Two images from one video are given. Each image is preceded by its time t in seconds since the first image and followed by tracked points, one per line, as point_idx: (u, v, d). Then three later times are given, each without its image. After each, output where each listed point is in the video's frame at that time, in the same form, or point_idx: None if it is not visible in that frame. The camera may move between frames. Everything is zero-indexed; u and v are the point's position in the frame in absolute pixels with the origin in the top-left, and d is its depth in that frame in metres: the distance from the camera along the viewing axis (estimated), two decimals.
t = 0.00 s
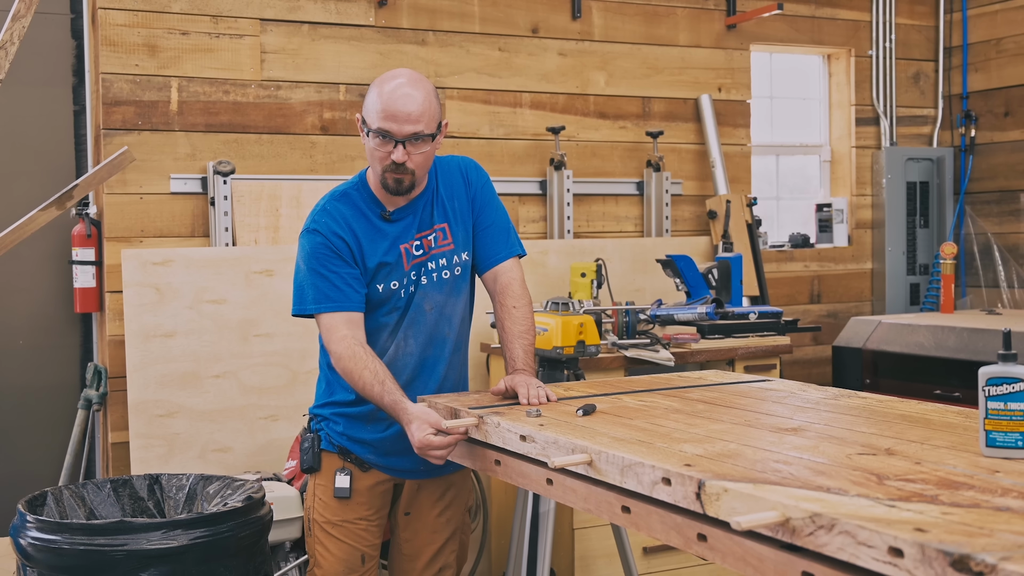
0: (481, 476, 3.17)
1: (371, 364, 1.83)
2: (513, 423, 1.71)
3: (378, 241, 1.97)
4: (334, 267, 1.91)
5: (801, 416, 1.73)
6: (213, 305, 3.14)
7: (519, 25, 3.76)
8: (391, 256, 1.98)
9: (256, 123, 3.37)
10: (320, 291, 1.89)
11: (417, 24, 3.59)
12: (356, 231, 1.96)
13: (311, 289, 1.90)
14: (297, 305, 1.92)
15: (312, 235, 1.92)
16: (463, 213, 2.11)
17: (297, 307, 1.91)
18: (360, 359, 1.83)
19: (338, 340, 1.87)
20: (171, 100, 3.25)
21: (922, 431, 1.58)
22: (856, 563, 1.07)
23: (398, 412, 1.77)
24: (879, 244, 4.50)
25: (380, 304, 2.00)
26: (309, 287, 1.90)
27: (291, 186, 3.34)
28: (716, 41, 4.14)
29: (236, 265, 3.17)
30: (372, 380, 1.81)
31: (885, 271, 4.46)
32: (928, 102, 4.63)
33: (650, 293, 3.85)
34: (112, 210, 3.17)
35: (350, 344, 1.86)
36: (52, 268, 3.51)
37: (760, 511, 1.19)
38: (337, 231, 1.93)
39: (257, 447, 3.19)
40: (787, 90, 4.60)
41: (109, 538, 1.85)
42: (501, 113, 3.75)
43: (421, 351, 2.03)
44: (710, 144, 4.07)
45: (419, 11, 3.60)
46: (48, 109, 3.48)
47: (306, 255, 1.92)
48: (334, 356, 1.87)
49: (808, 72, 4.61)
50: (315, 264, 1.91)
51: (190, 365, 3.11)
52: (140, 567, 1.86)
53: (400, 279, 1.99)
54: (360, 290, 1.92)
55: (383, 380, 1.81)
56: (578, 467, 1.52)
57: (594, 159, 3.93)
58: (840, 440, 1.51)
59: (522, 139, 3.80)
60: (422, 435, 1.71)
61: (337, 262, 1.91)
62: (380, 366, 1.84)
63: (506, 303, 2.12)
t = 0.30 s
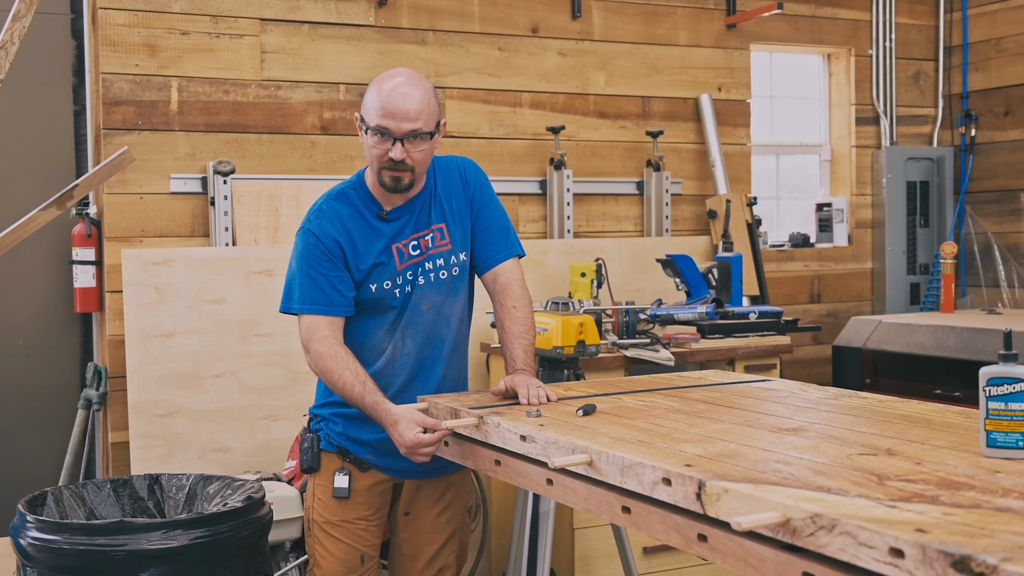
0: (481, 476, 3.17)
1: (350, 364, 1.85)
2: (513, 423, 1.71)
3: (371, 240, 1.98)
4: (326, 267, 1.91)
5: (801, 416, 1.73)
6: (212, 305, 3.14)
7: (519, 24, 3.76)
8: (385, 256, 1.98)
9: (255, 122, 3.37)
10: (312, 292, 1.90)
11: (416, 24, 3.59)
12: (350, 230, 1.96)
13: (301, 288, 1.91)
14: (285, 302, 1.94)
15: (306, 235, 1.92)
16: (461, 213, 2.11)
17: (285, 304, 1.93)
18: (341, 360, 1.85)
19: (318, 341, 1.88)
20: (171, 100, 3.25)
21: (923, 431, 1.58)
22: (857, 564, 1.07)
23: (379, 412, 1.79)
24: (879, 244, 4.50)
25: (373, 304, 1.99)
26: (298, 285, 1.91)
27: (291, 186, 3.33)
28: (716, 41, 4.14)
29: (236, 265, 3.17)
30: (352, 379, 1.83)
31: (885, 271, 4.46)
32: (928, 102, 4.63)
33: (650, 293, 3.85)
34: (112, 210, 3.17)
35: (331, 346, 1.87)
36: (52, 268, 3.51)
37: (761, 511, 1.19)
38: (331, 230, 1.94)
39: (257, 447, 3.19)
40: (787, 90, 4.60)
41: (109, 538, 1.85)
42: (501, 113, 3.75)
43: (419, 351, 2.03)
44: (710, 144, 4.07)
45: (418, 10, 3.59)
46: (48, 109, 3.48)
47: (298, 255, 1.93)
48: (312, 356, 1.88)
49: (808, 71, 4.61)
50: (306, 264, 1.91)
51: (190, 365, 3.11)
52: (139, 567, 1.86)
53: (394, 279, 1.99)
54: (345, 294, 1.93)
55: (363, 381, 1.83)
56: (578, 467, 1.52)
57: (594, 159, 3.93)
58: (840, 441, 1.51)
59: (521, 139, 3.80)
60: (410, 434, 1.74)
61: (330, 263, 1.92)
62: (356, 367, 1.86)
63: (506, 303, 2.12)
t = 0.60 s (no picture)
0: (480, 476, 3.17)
1: (341, 376, 1.86)
2: (512, 422, 1.71)
3: (366, 241, 1.98)
4: (320, 271, 1.92)
5: (801, 415, 1.73)
6: (212, 305, 3.14)
7: (518, 24, 3.76)
8: (380, 257, 1.98)
9: (255, 122, 3.37)
10: (307, 296, 1.90)
11: (416, 23, 3.59)
12: (345, 233, 1.96)
13: (296, 291, 1.91)
14: (281, 305, 1.94)
15: (300, 239, 1.93)
16: (457, 213, 2.10)
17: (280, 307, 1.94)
18: (333, 369, 1.86)
19: (313, 346, 1.89)
20: (171, 100, 3.25)
21: (922, 430, 1.59)
22: (856, 563, 1.07)
23: (367, 425, 1.81)
24: (878, 243, 4.50)
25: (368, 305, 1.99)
26: (292, 288, 1.92)
27: (291, 185, 3.33)
28: (716, 40, 4.14)
29: (235, 265, 3.17)
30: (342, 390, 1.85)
31: (885, 271, 4.46)
32: (928, 102, 4.63)
33: (649, 292, 3.85)
34: (111, 210, 3.17)
35: (325, 352, 1.88)
36: (52, 267, 3.51)
37: (760, 510, 1.19)
38: (326, 233, 1.94)
39: (257, 447, 3.19)
40: (786, 89, 4.60)
41: (108, 538, 1.85)
42: (500, 112, 3.75)
43: (415, 352, 2.03)
44: (710, 144, 4.07)
45: (418, 10, 3.59)
46: (47, 108, 3.48)
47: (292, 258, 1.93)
48: (306, 361, 1.89)
49: (808, 71, 4.61)
50: (300, 268, 1.91)
51: (189, 365, 3.11)
52: (139, 567, 1.86)
53: (388, 280, 1.99)
54: (339, 297, 1.93)
55: (354, 393, 1.85)
56: (578, 466, 1.52)
57: (593, 158, 3.93)
58: (840, 440, 1.51)
59: (521, 139, 3.80)
60: (407, 442, 1.80)
61: (324, 266, 1.92)
62: (347, 378, 1.87)
63: (505, 302, 2.12)
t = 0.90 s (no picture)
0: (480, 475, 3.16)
1: (338, 385, 1.88)
2: (511, 421, 1.71)
3: (360, 242, 1.97)
4: (315, 274, 1.92)
5: (801, 414, 1.73)
6: (212, 304, 3.14)
7: (518, 23, 3.76)
8: (376, 257, 1.98)
9: (254, 121, 3.37)
10: (302, 299, 1.91)
11: (416, 22, 3.59)
12: (340, 234, 1.96)
13: (291, 293, 1.91)
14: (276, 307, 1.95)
15: (295, 242, 1.93)
16: (454, 212, 2.10)
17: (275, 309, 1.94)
18: (330, 377, 1.88)
19: (312, 353, 1.91)
20: (171, 99, 3.24)
21: (922, 429, 1.59)
22: (855, 562, 1.07)
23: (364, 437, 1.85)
24: (878, 242, 4.50)
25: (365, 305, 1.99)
26: (286, 291, 1.92)
27: (290, 184, 3.33)
28: (716, 39, 4.14)
29: (234, 264, 3.16)
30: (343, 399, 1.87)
31: (885, 270, 4.46)
32: (927, 101, 4.63)
33: (649, 292, 3.84)
34: (111, 209, 3.17)
35: (324, 360, 1.90)
36: (51, 266, 3.51)
37: (760, 509, 1.19)
38: (321, 236, 1.94)
39: (256, 446, 3.19)
40: (786, 89, 4.60)
41: (108, 537, 1.85)
42: (500, 111, 3.75)
43: (411, 352, 2.02)
44: (710, 143, 4.07)
45: (418, 9, 3.59)
46: (46, 107, 3.48)
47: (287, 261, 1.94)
48: (304, 368, 1.91)
49: (808, 70, 4.61)
50: (295, 271, 1.92)
51: (189, 364, 3.11)
52: (139, 566, 1.86)
53: (384, 280, 1.99)
54: (333, 299, 1.94)
55: (352, 402, 1.88)
56: (577, 466, 1.52)
57: (593, 158, 3.93)
58: (840, 439, 1.51)
59: (521, 138, 3.79)
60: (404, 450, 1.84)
61: (320, 269, 1.93)
62: (344, 387, 1.88)
63: (504, 301, 2.12)
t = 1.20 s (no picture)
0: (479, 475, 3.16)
1: (321, 372, 1.92)
2: (511, 420, 1.71)
3: (350, 228, 1.98)
4: (304, 257, 1.93)
5: (800, 413, 1.73)
6: (211, 304, 3.14)
7: (518, 22, 3.76)
8: (365, 246, 1.99)
9: (254, 121, 3.36)
10: (289, 280, 1.91)
11: (415, 22, 3.59)
12: (330, 218, 1.98)
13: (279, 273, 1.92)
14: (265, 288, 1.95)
15: (284, 223, 1.94)
16: (451, 210, 2.10)
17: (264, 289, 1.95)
18: (310, 365, 1.91)
19: (294, 339, 1.92)
20: (170, 98, 3.24)
21: (921, 428, 1.59)
22: (855, 560, 1.07)
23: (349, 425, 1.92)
24: (878, 242, 4.50)
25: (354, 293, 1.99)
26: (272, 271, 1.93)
27: (290, 184, 3.34)
28: (715, 39, 4.14)
29: (234, 263, 3.16)
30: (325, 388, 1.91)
31: (885, 270, 4.46)
32: (927, 100, 4.63)
33: (649, 291, 3.84)
34: (110, 208, 3.17)
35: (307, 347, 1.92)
36: (50, 266, 3.51)
37: (759, 508, 1.19)
38: (310, 221, 1.96)
39: (256, 445, 3.19)
40: (786, 88, 4.60)
41: (108, 536, 1.85)
42: (499, 110, 3.74)
43: (402, 344, 2.01)
44: (710, 142, 4.07)
45: (417, 8, 3.59)
46: (46, 107, 3.48)
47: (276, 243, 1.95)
48: (287, 353, 1.92)
49: (808, 69, 4.61)
50: (281, 252, 1.92)
51: (189, 363, 3.11)
52: (139, 565, 1.86)
53: (373, 267, 1.99)
54: (319, 284, 1.94)
55: (337, 391, 1.92)
56: (577, 464, 1.52)
57: (593, 157, 3.93)
58: (839, 438, 1.51)
59: (521, 137, 3.79)
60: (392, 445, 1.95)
61: (308, 252, 1.93)
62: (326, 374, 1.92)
63: (504, 301, 2.12)
